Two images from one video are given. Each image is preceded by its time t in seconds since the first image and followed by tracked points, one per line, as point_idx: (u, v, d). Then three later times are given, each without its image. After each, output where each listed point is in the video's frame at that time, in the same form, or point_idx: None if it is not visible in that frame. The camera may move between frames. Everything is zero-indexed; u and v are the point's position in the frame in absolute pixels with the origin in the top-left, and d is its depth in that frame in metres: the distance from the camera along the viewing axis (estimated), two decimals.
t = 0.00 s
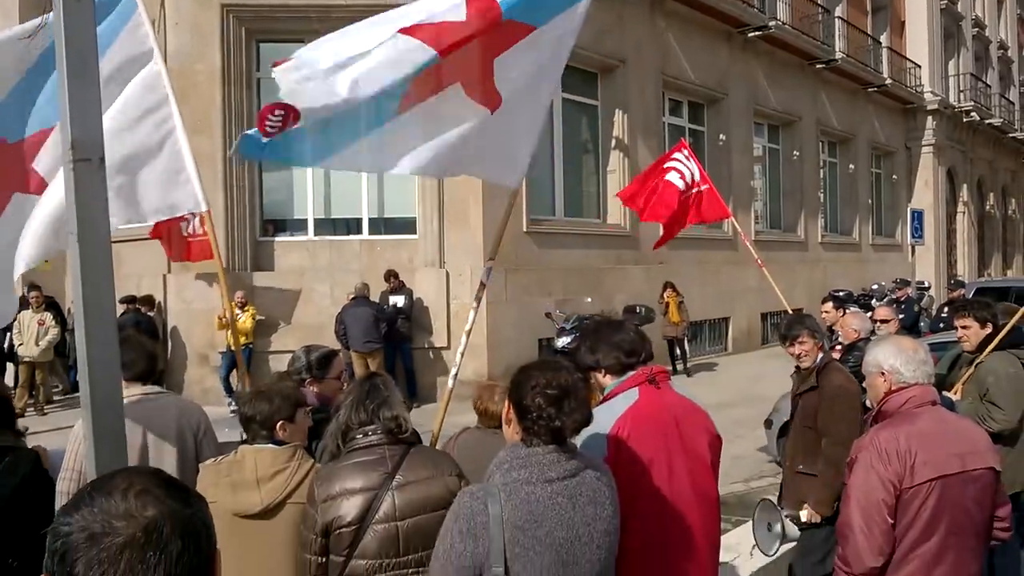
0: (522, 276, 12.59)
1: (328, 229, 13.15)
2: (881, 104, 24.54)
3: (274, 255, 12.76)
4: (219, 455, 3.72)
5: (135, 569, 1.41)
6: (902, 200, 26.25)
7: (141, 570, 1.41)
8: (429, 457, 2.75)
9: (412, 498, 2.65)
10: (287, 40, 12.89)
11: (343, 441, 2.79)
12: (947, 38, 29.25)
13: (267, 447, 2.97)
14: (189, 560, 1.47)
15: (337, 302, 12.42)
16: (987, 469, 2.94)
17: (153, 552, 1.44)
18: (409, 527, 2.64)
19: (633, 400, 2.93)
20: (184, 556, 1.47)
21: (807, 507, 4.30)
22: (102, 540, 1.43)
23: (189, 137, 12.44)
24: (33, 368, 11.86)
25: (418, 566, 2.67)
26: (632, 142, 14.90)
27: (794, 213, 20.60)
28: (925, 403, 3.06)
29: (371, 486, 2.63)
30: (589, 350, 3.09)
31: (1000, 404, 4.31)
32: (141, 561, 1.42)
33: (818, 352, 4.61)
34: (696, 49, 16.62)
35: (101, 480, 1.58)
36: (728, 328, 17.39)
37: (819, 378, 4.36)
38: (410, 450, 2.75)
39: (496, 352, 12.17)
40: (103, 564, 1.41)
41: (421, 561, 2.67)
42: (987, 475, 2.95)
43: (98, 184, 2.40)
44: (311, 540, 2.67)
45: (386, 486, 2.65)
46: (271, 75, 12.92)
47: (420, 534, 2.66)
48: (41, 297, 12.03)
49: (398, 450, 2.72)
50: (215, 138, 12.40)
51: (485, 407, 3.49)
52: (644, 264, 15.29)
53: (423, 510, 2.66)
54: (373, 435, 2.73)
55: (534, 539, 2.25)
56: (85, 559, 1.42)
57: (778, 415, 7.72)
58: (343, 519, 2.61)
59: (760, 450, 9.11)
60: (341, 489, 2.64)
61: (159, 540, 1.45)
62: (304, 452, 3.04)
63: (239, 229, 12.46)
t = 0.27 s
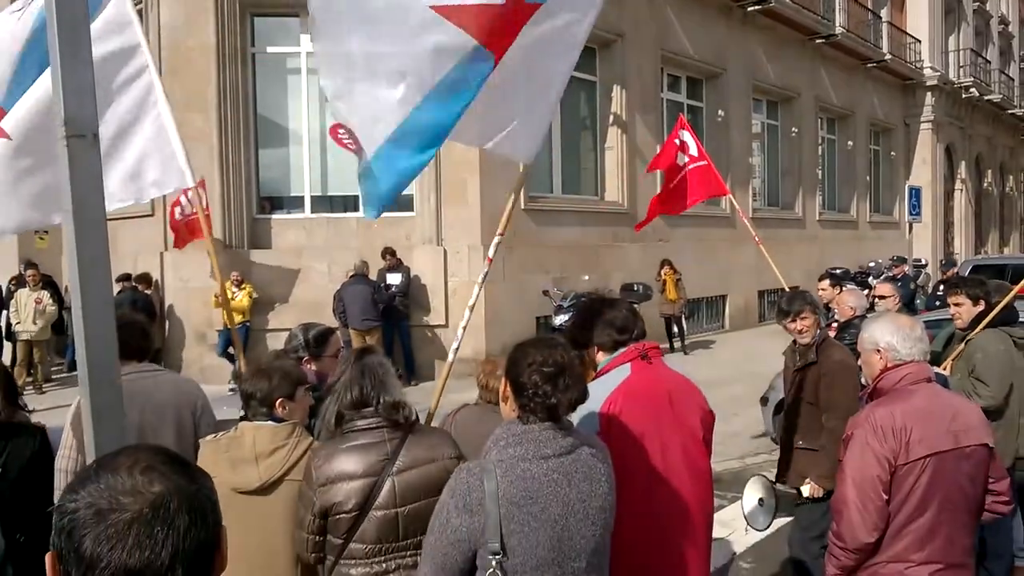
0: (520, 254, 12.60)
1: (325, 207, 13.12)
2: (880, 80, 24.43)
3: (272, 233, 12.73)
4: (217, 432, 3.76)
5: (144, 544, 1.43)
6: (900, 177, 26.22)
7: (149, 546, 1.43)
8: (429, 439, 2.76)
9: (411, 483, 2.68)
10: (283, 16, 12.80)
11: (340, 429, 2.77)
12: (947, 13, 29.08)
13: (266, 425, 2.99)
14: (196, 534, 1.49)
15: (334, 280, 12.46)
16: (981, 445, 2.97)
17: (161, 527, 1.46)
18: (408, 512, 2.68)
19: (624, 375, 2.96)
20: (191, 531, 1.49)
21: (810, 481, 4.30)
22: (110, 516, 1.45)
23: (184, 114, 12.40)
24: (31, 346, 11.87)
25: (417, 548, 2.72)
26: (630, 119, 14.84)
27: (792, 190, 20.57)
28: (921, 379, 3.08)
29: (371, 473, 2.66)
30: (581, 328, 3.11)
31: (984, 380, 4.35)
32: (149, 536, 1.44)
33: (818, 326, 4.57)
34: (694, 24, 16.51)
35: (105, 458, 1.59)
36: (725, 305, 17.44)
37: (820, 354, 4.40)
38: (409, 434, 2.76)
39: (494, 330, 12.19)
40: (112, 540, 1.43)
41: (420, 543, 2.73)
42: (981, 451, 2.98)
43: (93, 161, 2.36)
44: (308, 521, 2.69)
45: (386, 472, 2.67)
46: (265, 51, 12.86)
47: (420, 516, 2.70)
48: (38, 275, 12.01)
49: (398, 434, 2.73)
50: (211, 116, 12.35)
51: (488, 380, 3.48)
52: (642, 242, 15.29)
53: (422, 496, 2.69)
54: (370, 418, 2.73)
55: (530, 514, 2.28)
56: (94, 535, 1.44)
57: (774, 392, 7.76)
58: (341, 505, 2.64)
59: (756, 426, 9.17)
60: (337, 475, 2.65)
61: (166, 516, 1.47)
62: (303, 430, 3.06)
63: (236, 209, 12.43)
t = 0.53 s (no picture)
0: (516, 251, 12.59)
1: (321, 202, 13.15)
2: (877, 76, 24.43)
3: (267, 229, 12.74)
4: (211, 428, 3.79)
5: (143, 535, 1.44)
6: (897, 174, 26.25)
7: (149, 537, 1.44)
8: (424, 439, 2.70)
9: (406, 487, 2.61)
10: (280, 10, 12.77)
11: (331, 435, 2.66)
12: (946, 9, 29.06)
13: (261, 421, 2.99)
14: (193, 525, 1.50)
15: (330, 275, 12.47)
16: (975, 442, 2.99)
17: (159, 518, 1.47)
18: (404, 515, 2.62)
19: (620, 370, 2.98)
20: (189, 523, 1.50)
21: (810, 476, 4.33)
22: (108, 508, 1.46)
23: (180, 109, 12.38)
24: (28, 341, 11.87)
25: (411, 549, 2.68)
26: (627, 115, 14.84)
27: (789, 187, 20.60)
28: (916, 375, 3.10)
29: (365, 478, 2.57)
30: (573, 324, 3.14)
31: (970, 379, 4.40)
32: (147, 527, 1.45)
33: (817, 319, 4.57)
34: (692, 20, 16.50)
35: (101, 451, 1.60)
36: (722, 301, 17.47)
37: (822, 348, 4.43)
38: (402, 436, 2.68)
39: (490, 326, 12.21)
40: (110, 531, 1.44)
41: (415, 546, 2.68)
42: (974, 447, 3.00)
43: (85, 157, 2.35)
44: (300, 523, 2.61)
45: (381, 476, 2.59)
46: (261, 46, 12.83)
47: (414, 519, 2.64)
48: (34, 270, 12.00)
49: (392, 435, 2.66)
50: (207, 111, 12.33)
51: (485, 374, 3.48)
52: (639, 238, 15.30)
53: (417, 498, 2.64)
54: (363, 420, 2.64)
55: (525, 510, 2.29)
56: (91, 526, 1.44)
57: (770, 387, 7.79)
58: (335, 509, 2.56)
59: (751, 422, 9.20)
60: (330, 479, 2.57)
61: (165, 507, 1.48)
62: (299, 426, 3.07)
63: (230, 203, 12.37)
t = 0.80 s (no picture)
0: (512, 230, 12.59)
1: (318, 181, 13.10)
2: (875, 56, 24.36)
3: (264, 208, 12.78)
4: (210, 404, 3.83)
5: (138, 508, 1.47)
6: (892, 154, 26.26)
7: (144, 509, 1.48)
8: (422, 420, 2.73)
9: (402, 467, 2.65)
10: None
11: (329, 413, 2.68)
12: None
13: (259, 397, 3.04)
14: (189, 498, 1.54)
15: (327, 254, 12.49)
16: (964, 419, 3.03)
17: (153, 491, 1.50)
18: (400, 495, 2.66)
19: (615, 347, 3.01)
20: (184, 495, 1.54)
21: (810, 455, 4.40)
22: (104, 482, 1.49)
23: (175, 87, 12.33)
24: (26, 319, 11.89)
25: (408, 526, 2.72)
26: (624, 94, 14.81)
27: (784, 167, 20.60)
28: (906, 353, 3.14)
29: (363, 457, 2.61)
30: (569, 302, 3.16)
31: (949, 357, 4.49)
32: (144, 500, 1.48)
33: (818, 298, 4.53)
34: None
35: (94, 426, 1.63)
36: (716, 281, 17.53)
37: (824, 328, 4.47)
38: (400, 417, 2.70)
39: (485, 305, 12.25)
40: (107, 504, 1.47)
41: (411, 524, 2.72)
42: (963, 424, 3.04)
43: (81, 134, 2.36)
44: (297, 499, 2.65)
45: (379, 456, 2.63)
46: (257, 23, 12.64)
47: (411, 498, 2.68)
48: (31, 249, 12.00)
49: (391, 416, 2.68)
50: (202, 89, 12.29)
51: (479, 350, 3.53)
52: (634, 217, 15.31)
53: (413, 478, 2.68)
54: (363, 400, 2.66)
55: (520, 483, 2.32)
56: (86, 501, 1.47)
57: (763, 365, 7.84)
58: (331, 487, 2.59)
59: (744, 401, 9.28)
60: (327, 458, 2.59)
61: (158, 482, 1.51)
62: (296, 402, 3.11)
63: (225, 181, 12.37)
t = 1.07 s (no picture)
0: (511, 217, 12.58)
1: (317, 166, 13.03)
2: (874, 41, 24.27)
3: (263, 193, 12.74)
4: (212, 388, 3.84)
5: (138, 494, 1.48)
6: (891, 140, 26.22)
7: (144, 494, 1.48)
8: (423, 412, 2.73)
9: (401, 455, 2.65)
10: None
11: (327, 400, 2.67)
12: None
13: (257, 382, 3.03)
14: (187, 484, 1.55)
15: (326, 240, 12.48)
16: (962, 403, 3.04)
17: (150, 478, 1.50)
18: (398, 483, 2.66)
19: (614, 332, 3.01)
20: (182, 480, 1.54)
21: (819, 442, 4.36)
22: (101, 468, 1.49)
23: (173, 73, 12.28)
24: (25, 306, 11.89)
25: (405, 514, 2.72)
26: (622, 80, 14.76)
27: (783, 153, 20.57)
28: (903, 338, 3.15)
29: (361, 444, 2.61)
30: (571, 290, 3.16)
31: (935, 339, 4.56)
32: (142, 487, 1.48)
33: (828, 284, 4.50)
34: None
35: (90, 410, 1.63)
36: (715, 267, 17.53)
37: (835, 317, 4.42)
38: (399, 404, 2.70)
39: (484, 291, 12.25)
40: (105, 491, 1.47)
41: (409, 512, 2.72)
42: (961, 409, 3.05)
43: (78, 119, 2.35)
44: (294, 484, 2.66)
45: (377, 443, 2.63)
46: (254, 9, 12.65)
47: (409, 486, 2.69)
48: (30, 235, 11.98)
49: (390, 405, 2.67)
50: (199, 75, 12.26)
51: (472, 336, 3.56)
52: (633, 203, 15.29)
53: (411, 467, 2.68)
54: (365, 395, 2.64)
55: (520, 466, 2.33)
56: (84, 488, 1.47)
57: (762, 351, 7.85)
58: (329, 473, 2.60)
59: (742, 386, 9.30)
60: (326, 444, 2.59)
61: (157, 469, 1.51)
62: (294, 387, 3.11)
63: (223, 168, 12.35)
